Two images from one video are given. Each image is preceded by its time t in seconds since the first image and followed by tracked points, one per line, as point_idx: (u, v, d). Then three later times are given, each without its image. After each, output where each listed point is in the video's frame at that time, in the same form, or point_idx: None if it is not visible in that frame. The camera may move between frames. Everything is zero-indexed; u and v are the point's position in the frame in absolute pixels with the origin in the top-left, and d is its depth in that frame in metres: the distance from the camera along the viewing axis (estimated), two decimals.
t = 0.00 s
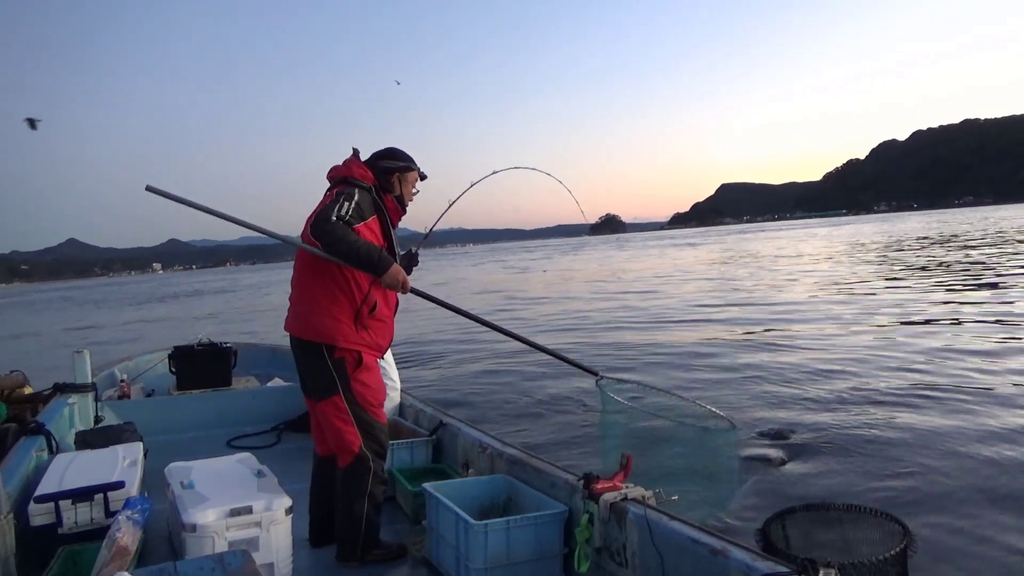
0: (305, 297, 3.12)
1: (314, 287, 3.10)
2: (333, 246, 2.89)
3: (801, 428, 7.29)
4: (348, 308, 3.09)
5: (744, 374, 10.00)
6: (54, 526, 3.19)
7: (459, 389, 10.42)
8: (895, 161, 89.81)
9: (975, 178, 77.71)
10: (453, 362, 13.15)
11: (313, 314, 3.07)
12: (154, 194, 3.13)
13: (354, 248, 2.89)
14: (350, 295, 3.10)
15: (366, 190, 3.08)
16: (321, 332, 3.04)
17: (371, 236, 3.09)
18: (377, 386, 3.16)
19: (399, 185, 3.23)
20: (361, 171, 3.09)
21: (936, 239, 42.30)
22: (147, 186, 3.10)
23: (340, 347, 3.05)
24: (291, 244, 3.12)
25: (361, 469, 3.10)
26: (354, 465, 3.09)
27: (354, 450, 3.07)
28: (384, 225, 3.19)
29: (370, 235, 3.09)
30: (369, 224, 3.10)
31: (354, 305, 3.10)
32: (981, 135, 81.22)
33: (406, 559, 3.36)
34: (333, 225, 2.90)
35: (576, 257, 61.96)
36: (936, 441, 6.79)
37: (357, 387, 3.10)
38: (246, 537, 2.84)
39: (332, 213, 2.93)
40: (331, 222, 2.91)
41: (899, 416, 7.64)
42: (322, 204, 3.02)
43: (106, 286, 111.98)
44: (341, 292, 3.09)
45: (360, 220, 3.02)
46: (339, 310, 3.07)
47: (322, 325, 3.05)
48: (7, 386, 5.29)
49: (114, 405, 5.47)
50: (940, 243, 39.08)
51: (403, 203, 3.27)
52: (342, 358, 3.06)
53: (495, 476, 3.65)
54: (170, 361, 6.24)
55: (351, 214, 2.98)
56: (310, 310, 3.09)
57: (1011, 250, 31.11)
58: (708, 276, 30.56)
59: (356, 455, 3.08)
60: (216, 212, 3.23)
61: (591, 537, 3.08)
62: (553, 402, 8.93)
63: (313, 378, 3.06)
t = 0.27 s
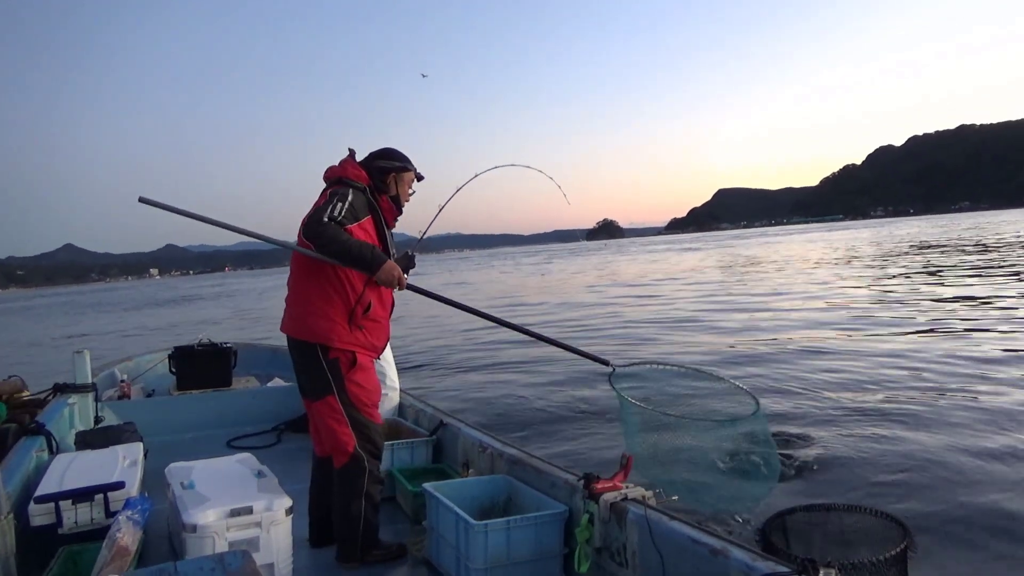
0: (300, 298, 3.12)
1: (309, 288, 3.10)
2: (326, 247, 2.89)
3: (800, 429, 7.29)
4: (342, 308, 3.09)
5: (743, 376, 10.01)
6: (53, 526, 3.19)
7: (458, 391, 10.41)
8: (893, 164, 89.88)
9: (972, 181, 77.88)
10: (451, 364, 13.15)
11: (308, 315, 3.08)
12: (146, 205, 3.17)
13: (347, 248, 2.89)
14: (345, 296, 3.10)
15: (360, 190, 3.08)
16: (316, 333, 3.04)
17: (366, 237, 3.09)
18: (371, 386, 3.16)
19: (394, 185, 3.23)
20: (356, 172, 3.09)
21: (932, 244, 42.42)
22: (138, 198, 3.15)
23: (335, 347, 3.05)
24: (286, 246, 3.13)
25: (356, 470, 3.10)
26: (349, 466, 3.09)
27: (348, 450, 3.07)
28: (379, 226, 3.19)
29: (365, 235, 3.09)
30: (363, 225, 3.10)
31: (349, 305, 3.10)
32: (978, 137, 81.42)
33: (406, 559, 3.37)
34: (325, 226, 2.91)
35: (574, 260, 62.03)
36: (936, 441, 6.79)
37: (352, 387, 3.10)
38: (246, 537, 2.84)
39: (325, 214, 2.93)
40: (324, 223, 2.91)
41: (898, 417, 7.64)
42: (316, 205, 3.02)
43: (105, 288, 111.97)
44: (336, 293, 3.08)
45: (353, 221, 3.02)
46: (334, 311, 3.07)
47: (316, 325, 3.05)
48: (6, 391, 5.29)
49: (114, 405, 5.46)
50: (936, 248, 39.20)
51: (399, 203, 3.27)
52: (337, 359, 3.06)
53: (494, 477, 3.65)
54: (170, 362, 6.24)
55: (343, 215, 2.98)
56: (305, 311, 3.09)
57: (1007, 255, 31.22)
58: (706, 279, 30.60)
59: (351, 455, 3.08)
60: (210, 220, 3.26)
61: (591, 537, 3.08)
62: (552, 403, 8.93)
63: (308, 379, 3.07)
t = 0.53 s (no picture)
0: (297, 300, 3.12)
1: (305, 290, 3.10)
2: (322, 250, 2.89)
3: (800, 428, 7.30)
4: (339, 309, 3.09)
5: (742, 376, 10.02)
6: (54, 526, 3.19)
7: (457, 392, 10.42)
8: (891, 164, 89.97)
9: (969, 183, 77.99)
10: (449, 365, 13.16)
11: (304, 317, 3.08)
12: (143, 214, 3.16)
13: (343, 250, 2.89)
14: (341, 296, 3.09)
15: (355, 190, 3.08)
16: (312, 334, 3.04)
17: (361, 238, 3.09)
18: (368, 387, 3.16)
19: (390, 185, 3.23)
20: (352, 172, 3.09)
21: (928, 246, 42.56)
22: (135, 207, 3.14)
23: (331, 348, 3.04)
24: (282, 248, 3.12)
25: (353, 470, 3.10)
26: (346, 466, 3.09)
27: (345, 451, 3.08)
28: (375, 226, 3.19)
29: (360, 236, 3.08)
30: (359, 226, 3.10)
31: (345, 306, 3.10)
32: (975, 138, 81.57)
33: (406, 559, 3.36)
34: (320, 228, 2.90)
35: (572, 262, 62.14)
36: (935, 441, 6.80)
37: (348, 388, 3.10)
38: (247, 537, 2.85)
39: (320, 216, 2.92)
40: (319, 225, 2.91)
41: (897, 416, 7.65)
42: (312, 207, 3.02)
43: (105, 290, 112.07)
44: (332, 295, 3.09)
45: (349, 222, 3.01)
46: (330, 311, 3.07)
47: (313, 327, 3.05)
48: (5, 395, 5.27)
49: (115, 405, 5.46)
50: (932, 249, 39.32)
51: (395, 204, 3.27)
52: (334, 359, 3.06)
53: (494, 476, 3.65)
54: (170, 362, 6.24)
55: (339, 217, 2.97)
56: (301, 312, 3.09)
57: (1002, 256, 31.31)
58: (703, 280, 30.67)
59: (348, 456, 3.08)
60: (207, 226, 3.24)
61: (591, 537, 3.08)
62: (552, 403, 8.94)
63: (304, 380, 3.07)
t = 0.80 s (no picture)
0: (295, 303, 3.12)
1: (304, 293, 3.10)
2: (319, 253, 2.88)
3: (799, 427, 7.30)
4: (338, 311, 3.09)
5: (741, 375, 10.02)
6: (54, 527, 3.19)
7: (456, 391, 10.42)
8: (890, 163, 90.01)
9: (965, 181, 78.11)
10: (447, 364, 13.17)
11: (303, 320, 3.07)
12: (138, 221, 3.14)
13: (341, 252, 2.88)
14: (340, 298, 3.09)
15: (351, 191, 3.07)
16: (312, 336, 3.04)
17: (358, 239, 3.09)
18: (369, 388, 3.16)
19: (386, 184, 3.23)
20: (347, 172, 3.09)
21: (923, 243, 42.67)
22: (130, 215, 3.12)
23: (331, 351, 3.04)
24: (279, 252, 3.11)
25: (354, 472, 3.10)
26: (347, 468, 3.09)
27: (347, 453, 3.08)
28: (372, 227, 3.18)
29: (357, 237, 3.08)
30: (355, 227, 3.09)
31: (344, 308, 3.09)
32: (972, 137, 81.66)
33: (406, 560, 3.37)
34: (317, 233, 2.89)
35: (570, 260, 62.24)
36: (934, 440, 6.80)
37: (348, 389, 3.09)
38: (247, 538, 2.85)
39: (317, 220, 2.91)
40: (316, 229, 2.90)
41: (897, 416, 7.65)
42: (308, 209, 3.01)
43: (104, 290, 112.10)
44: (330, 298, 3.08)
45: (345, 224, 3.01)
46: (329, 314, 3.07)
47: (312, 329, 3.05)
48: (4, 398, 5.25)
49: (115, 406, 5.46)
50: (927, 246, 39.42)
51: (391, 203, 3.27)
52: (334, 361, 3.06)
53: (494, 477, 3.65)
54: (170, 362, 6.24)
55: (335, 220, 2.96)
56: (300, 315, 3.09)
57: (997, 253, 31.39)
58: (702, 279, 30.67)
59: (349, 458, 3.08)
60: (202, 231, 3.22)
61: (591, 537, 3.08)
62: (551, 402, 8.94)
63: (305, 382, 3.06)
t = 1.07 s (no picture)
0: (298, 304, 3.10)
1: (306, 295, 3.09)
2: (324, 257, 2.88)
3: (799, 427, 7.30)
4: (341, 312, 3.08)
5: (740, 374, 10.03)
6: (54, 527, 3.19)
7: (455, 391, 10.43)
8: (889, 162, 90.04)
9: (964, 178, 78.18)
10: (446, 363, 13.18)
11: (306, 321, 3.07)
12: (139, 223, 3.11)
13: (347, 256, 2.88)
14: (343, 299, 3.09)
15: (353, 191, 3.06)
16: (316, 338, 3.04)
17: (360, 240, 3.09)
18: (372, 388, 3.17)
19: (384, 182, 3.23)
20: (347, 172, 3.07)
21: (922, 240, 42.73)
22: (130, 216, 3.09)
23: (335, 352, 3.04)
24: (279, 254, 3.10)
25: (358, 472, 3.10)
26: (351, 469, 3.09)
27: (350, 453, 3.07)
28: (373, 226, 3.18)
29: (358, 238, 3.08)
30: (357, 227, 3.09)
31: (347, 309, 3.09)
32: (971, 135, 81.71)
33: (406, 559, 3.37)
34: (322, 236, 2.88)
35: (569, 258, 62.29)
36: (933, 440, 6.80)
37: (352, 390, 3.09)
38: (247, 538, 2.85)
39: (320, 222, 2.90)
40: (319, 232, 2.89)
41: (896, 415, 7.66)
42: (310, 210, 2.99)
43: (104, 288, 112.18)
44: (333, 299, 3.08)
45: (348, 226, 3.00)
46: (333, 315, 3.07)
47: (316, 330, 3.04)
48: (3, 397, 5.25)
49: (115, 406, 5.46)
50: (925, 243, 39.48)
51: (389, 201, 3.27)
52: (338, 362, 3.05)
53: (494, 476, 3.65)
54: (170, 362, 6.24)
55: (339, 222, 2.95)
56: (303, 316, 3.08)
57: (996, 250, 31.44)
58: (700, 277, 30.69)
59: (353, 458, 3.08)
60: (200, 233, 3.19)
61: (591, 537, 3.08)
62: (550, 401, 8.94)
63: (308, 383, 3.06)
